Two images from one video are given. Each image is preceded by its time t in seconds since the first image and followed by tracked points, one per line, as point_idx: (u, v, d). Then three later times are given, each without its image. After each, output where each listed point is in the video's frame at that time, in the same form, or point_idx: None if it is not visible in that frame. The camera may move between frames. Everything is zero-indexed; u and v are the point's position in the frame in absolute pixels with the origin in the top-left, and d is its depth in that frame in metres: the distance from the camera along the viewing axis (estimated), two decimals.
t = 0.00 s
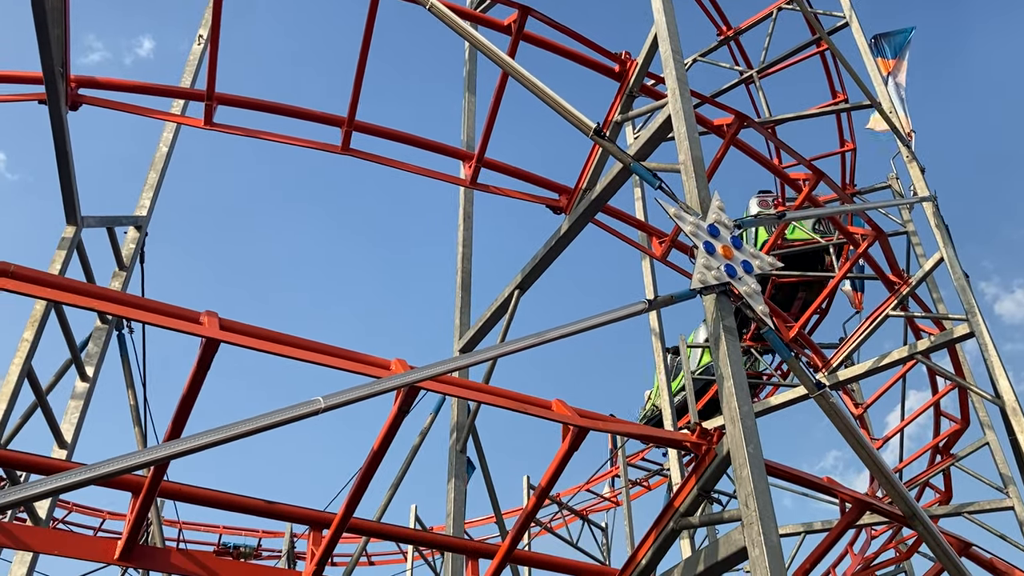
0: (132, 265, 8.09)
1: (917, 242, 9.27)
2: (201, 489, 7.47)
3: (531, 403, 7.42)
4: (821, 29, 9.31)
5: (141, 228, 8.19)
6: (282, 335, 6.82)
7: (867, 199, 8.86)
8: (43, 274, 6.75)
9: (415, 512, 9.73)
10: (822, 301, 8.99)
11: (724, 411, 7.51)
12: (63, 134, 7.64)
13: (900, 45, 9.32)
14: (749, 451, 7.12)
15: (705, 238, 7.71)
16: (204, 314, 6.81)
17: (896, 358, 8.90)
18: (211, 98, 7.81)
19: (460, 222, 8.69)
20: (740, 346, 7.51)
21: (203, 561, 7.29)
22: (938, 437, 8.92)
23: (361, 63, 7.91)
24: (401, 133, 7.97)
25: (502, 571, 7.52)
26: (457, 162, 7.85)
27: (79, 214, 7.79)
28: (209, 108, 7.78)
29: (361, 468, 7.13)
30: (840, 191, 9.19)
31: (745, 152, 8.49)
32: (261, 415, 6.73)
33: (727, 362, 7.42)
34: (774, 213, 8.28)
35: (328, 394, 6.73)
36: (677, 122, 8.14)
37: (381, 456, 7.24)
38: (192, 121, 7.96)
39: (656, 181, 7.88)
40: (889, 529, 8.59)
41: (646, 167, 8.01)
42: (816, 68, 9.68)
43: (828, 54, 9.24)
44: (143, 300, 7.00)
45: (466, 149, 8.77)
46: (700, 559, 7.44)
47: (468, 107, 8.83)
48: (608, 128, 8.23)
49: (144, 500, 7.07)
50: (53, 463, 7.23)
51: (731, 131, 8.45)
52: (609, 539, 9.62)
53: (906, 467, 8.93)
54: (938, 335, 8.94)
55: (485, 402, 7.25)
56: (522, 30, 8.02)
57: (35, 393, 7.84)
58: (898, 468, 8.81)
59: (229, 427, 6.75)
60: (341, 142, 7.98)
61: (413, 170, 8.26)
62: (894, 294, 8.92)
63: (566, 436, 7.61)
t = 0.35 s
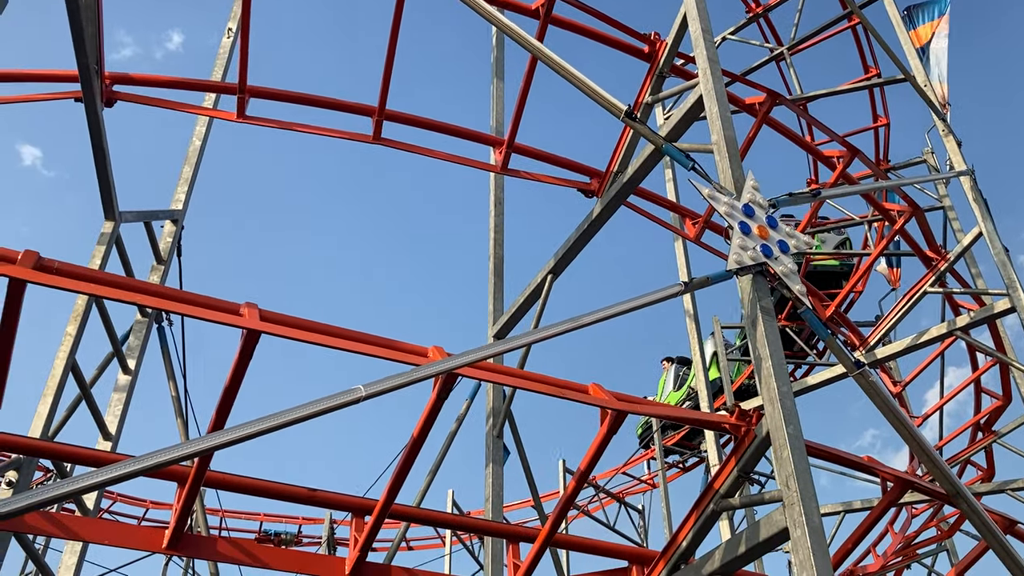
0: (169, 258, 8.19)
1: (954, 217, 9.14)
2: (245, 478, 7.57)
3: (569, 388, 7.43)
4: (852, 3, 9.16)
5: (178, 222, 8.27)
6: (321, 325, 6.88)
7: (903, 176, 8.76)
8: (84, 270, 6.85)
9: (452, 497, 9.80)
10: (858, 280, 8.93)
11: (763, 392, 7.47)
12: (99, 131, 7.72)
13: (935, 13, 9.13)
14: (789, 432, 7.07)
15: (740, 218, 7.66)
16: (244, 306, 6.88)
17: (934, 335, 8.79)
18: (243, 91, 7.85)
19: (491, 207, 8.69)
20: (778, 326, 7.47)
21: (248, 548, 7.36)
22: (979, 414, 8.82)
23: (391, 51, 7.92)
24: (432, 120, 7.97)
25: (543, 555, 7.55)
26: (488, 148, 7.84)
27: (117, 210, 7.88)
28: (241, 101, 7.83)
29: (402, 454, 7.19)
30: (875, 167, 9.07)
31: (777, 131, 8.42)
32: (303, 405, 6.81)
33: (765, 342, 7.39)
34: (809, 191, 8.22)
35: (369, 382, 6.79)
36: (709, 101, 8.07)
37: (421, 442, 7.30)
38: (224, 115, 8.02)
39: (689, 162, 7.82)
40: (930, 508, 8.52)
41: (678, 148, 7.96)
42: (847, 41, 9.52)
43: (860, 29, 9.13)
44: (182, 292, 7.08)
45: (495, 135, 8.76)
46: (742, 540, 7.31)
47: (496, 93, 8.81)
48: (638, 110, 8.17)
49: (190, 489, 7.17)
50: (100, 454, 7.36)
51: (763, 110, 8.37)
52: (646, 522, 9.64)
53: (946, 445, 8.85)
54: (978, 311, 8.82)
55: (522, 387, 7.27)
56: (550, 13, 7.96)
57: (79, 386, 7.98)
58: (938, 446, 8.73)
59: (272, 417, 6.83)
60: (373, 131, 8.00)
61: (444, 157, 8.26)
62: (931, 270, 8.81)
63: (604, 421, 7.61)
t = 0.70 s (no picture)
0: (206, 256, 8.27)
1: (993, 194, 8.99)
2: (289, 471, 7.65)
3: (608, 375, 7.43)
4: None
5: (214, 220, 8.36)
6: (361, 318, 6.93)
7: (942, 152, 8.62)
8: (127, 269, 6.94)
9: (490, 486, 9.85)
10: (896, 260, 8.83)
11: (804, 375, 7.42)
12: (136, 132, 7.80)
13: None
14: (832, 416, 7.01)
15: (777, 201, 7.59)
16: (285, 301, 6.95)
17: (976, 314, 8.67)
18: (276, 88, 7.89)
19: (524, 196, 8.68)
20: (818, 309, 7.40)
21: (294, 540, 7.45)
22: None
23: (420, 44, 7.92)
24: (463, 111, 7.97)
25: (585, 543, 7.57)
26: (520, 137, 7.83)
27: (155, 209, 7.97)
28: (274, 98, 7.87)
29: (444, 445, 7.23)
30: (912, 145, 8.91)
31: (812, 111, 8.32)
32: (347, 398, 6.87)
33: (805, 325, 7.34)
34: (846, 171, 8.13)
35: (410, 374, 6.83)
36: (742, 83, 7.99)
37: (462, 433, 7.34)
38: (257, 112, 8.06)
39: (724, 146, 7.76)
40: (975, 489, 8.43)
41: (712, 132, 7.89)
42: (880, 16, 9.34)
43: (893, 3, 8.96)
44: (223, 289, 7.15)
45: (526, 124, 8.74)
46: (786, 525, 7.28)
47: (525, 81, 8.78)
48: (670, 94, 8.11)
49: (237, 484, 7.27)
50: (148, 451, 7.48)
51: (797, 90, 8.27)
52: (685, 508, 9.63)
53: (989, 425, 8.74)
54: (1021, 289, 8.68)
55: (561, 376, 7.28)
56: None
57: (124, 384, 8.10)
58: (982, 426, 8.62)
59: (316, 411, 6.90)
60: (404, 124, 8.01)
61: (476, 148, 8.26)
62: (972, 249, 8.68)
63: (645, 408, 7.60)
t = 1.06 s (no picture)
0: (246, 255, 8.36)
1: None
2: (335, 466, 7.73)
3: (651, 364, 7.41)
4: None
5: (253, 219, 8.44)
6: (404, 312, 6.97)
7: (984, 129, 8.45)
8: (172, 270, 7.04)
9: (531, 477, 9.88)
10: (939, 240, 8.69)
11: (850, 359, 7.34)
12: (175, 135, 7.90)
13: None
14: (879, 399, 6.92)
15: (818, 183, 7.50)
16: (328, 298, 7.02)
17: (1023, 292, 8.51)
18: (310, 86, 7.94)
19: (558, 186, 8.67)
20: (862, 291, 7.31)
21: (343, 534, 7.52)
22: None
23: (452, 38, 7.92)
24: (496, 104, 7.97)
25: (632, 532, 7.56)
26: (554, 127, 7.82)
27: (195, 210, 8.06)
28: (309, 96, 7.92)
29: (488, 437, 7.26)
30: (953, 123, 8.75)
31: (849, 91, 8.20)
32: (392, 392, 6.92)
33: (849, 309, 7.26)
34: (886, 152, 8.01)
35: (454, 366, 6.86)
36: (777, 65, 7.90)
37: (506, 424, 7.37)
38: (292, 111, 8.12)
39: (761, 129, 7.68)
40: None
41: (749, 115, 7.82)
42: None
43: None
44: (266, 287, 7.24)
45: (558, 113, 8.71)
46: (834, 510, 7.22)
47: (557, 71, 8.75)
48: (705, 79, 8.04)
49: (285, 480, 7.36)
50: (197, 449, 7.59)
51: (834, 71, 8.16)
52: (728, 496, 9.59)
53: None
54: None
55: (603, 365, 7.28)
56: None
57: (170, 384, 8.23)
58: None
59: (362, 405, 6.96)
60: (438, 118, 8.03)
61: (509, 139, 8.25)
62: (1017, 226, 8.51)
63: (689, 396, 7.57)
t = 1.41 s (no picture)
0: (289, 256, 8.45)
1: None
2: (384, 463, 7.81)
3: (697, 354, 7.38)
4: None
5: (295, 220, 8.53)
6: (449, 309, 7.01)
7: None
8: (220, 274, 7.15)
9: (575, 469, 9.90)
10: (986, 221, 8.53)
11: (898, 344, 7.23)
12: (216, 139, 8.00)
13: None
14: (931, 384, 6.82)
15: (861, 167, 7.40)
16: (373, 297, 7.09)
17: None
18: (348, 87, 8.00)
19: (596, 178, 8.65)
20: (910, 275, 7.21)
21: (394, 530, 7.61)
22: None
23: (486, 33, 7.92)
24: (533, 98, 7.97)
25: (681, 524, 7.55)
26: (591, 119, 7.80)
27: (239, 214, 8.17)
28: (347, 97, 7.98)
29: (536, 431, 7.29)
30: (997, 101, 8.57)
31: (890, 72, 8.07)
32: (439, 389, 6.97)
33: (897, 293, 7.15)
34: (930, 132, 7.88)
35: (501, 361, 6.89)
36: (816, 49, 7.79)
37: (553, 418, 7.39)
38: (330, 112, 8.19)
39: (801, 114, 7.59)
40: None
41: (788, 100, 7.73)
42: None
43: None
44: (312, 288, 7.32)
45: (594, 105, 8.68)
46: (887, 497, 7.14)
47: (591, 62, 8.72)
48: (742, 65, 7.95)
49: (336, 477, 7.46)
50: (249, 449, 7.71)
51: (874, 52, 8.03)
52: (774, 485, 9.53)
53: None
54: None
55: (649, 357, 7.26)
56: None
57: (219, 385, 8.36)
58: None
59: (411, 403, 7.02)
60: (475, 115, 8.04)
61: (546, 133, 8.25)
62: None
63: (736, 386, 7.52)
